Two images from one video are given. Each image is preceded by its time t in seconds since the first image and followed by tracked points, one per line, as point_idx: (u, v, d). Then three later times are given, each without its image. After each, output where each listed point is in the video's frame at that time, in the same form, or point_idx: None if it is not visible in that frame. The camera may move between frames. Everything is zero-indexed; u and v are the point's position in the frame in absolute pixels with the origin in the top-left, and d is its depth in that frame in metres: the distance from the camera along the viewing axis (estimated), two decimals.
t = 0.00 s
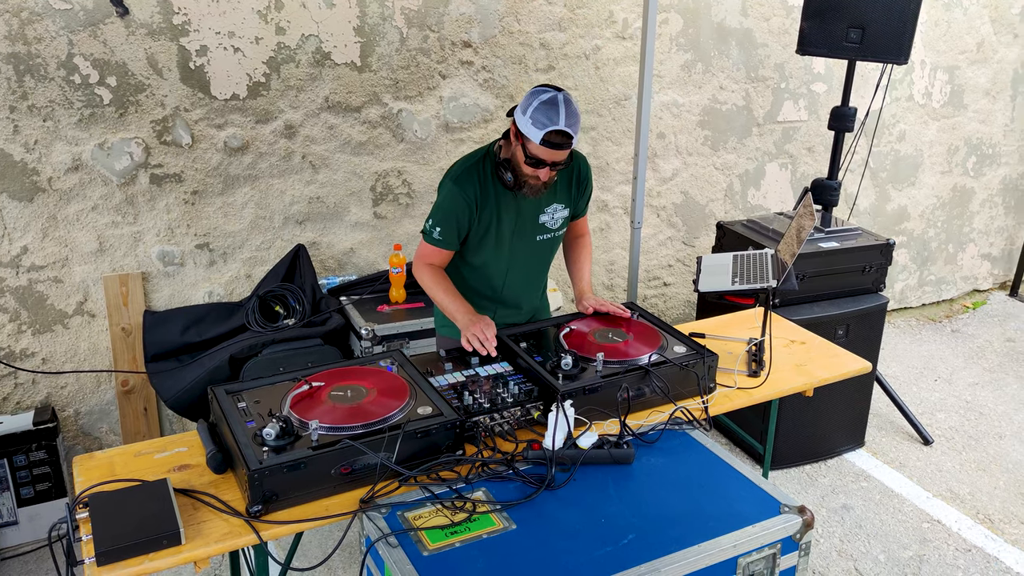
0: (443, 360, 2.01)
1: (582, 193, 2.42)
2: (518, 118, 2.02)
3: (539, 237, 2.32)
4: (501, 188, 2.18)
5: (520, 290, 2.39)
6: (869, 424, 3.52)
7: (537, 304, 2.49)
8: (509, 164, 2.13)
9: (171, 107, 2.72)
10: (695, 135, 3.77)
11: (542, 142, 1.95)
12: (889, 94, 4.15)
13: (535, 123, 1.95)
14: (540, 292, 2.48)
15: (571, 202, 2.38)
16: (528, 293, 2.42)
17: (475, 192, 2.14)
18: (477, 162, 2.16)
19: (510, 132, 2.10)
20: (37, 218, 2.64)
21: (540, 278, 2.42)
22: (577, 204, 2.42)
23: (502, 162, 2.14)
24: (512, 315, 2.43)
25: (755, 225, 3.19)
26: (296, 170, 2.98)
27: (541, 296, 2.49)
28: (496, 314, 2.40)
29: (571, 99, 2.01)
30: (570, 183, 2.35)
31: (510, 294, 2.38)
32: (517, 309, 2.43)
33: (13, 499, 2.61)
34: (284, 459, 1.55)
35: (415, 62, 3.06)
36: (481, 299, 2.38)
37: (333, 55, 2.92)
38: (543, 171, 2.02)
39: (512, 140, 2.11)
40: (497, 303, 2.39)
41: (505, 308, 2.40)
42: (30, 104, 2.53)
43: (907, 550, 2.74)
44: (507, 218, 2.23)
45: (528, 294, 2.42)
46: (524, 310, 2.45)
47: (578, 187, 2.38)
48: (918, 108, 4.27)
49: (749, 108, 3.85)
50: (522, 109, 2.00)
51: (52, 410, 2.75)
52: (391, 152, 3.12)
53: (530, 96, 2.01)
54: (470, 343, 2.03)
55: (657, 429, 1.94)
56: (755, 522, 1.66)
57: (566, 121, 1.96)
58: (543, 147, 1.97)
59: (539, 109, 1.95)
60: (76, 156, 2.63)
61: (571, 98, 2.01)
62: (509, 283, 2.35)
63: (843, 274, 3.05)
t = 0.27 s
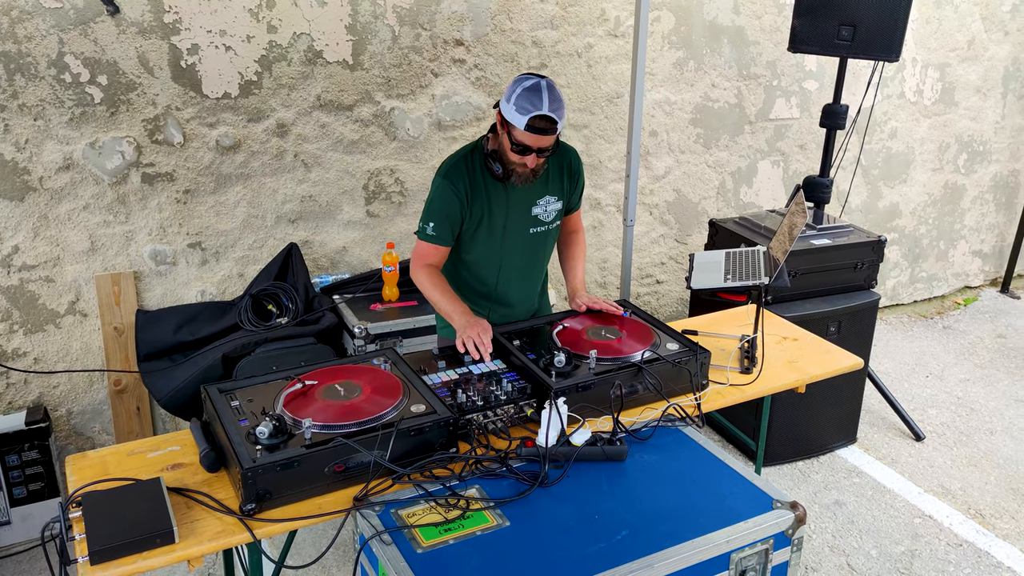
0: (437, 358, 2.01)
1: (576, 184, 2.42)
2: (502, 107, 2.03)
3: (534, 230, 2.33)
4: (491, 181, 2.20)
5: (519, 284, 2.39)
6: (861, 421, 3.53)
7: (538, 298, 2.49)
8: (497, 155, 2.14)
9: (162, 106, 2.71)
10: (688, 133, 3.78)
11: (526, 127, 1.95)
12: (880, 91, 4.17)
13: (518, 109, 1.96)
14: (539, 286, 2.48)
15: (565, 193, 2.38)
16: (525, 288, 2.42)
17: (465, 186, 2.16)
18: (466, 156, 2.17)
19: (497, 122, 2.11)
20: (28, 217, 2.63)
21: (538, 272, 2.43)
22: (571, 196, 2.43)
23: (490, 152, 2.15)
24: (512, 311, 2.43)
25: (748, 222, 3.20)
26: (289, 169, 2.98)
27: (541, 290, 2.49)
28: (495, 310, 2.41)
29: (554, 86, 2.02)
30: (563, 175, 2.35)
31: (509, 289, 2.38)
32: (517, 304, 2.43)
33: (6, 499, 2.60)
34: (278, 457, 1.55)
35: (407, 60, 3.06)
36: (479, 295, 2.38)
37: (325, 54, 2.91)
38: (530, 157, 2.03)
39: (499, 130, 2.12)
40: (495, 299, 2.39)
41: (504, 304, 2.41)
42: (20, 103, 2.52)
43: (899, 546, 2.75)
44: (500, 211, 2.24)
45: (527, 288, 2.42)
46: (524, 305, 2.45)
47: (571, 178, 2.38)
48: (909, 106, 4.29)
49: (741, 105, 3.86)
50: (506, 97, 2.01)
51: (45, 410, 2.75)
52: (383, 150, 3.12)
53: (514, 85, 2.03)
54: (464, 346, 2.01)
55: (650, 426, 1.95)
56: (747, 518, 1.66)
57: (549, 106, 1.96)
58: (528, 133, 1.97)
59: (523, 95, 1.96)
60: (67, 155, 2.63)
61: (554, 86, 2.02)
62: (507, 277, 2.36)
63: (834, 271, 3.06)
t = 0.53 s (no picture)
0: (428, 355, 2.01)
1: (571, 183, 2.42)
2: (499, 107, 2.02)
3: (527, 228, 2.33)
4: (486, 179, 2.19)
5: (512, 281, 2.40)
6: (853, 416, 3.55)
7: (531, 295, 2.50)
8: (492, 155, 2.13)
9: (152, 102, 2.70)
10: (680, 129, 3.79)
11: (523, 129, 1.95)
12: (872, 88, 4.18)
13: (515, 111, 1.95)
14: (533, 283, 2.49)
15: (560, 191, 2.38)
16: (517, 285, 2.42)
17: (460, 183, 2.15)
18: (461, 153, 2.17)
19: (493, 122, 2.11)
20: (17, 215, 2.62)
21: (532, 269, 2.43)
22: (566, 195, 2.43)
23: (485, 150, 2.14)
24: (505, 307, 2.44)
25: (740, 219, 3.21)
26: (280, 166, 2.97)
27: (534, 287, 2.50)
28: (488, 306, 2.42)
29: (551, 88, 2.02)
30: (558, 173, 2.35)
31: (502, 285, 2.39)
32: (510, 301, 2.44)
33: None
34: (269, 454, 1.55)
35: (398, 57, 3.06)
36: (473, 291, 2.39)
37: (316, 50, 2.90)
38: (525, 159, 2.03)
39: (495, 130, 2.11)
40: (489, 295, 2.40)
41: (497, 300, 2.42)
42: (9, 100, 2.51)
43: (890, 540, 2.76)
44: (494, 208, 2.24)
45: (520, 285, 2.43)
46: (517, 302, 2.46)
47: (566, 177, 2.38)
48: (901, 102, 4.30)
49: (733, 102, 3.87)
50: (503, 98, 2.00)
51: (35, 409, 2.73)
52: (375, 147, 3.12)
53: (511, 85, 2.02)
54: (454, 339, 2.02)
55: (642, 422, 1.95)
56: (739, 513, 1.67)
57: (547, 109, 1.96)
58: (524, 135, 1.97)
59: (520, 96, 1.95)
60: (57, 152, 2.61)
61: (552, 88, 2.01)
62: (500, 274, 2.36)
63: (826, 267, 3.07)
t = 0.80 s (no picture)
0: (420, 353, 2.01)
1: (561, 181, 2.43)
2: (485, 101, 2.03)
3: (516, 226, 2.34)
4: (475, 175, 2.21)
5: (502, 279, 2.40)
6: (844, 413, 3.56)
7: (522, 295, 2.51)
8: (480, 149, 2.15)
9: (143, 100, 2.69)
10: (671, 127, 3.79)
11: (507, 124, 1.95)
12: (863, 85, 4.19)
13: (500, 107, 1.96)
14: (524, 282, 2.49)
15: (549, 190, 2.39)
16: (507, 284, 2.43)
17: (448, 179, 2.17)
18: (450, 150, 2.19)
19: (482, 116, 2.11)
20: (7, 214, 2.61)
21: (522, 267, 2.44)
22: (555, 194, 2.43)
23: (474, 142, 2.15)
24: (497, 306, 2.44)
25: (731, 216, 3.21)
26: (271, 164, 2.96)
27: (523, 287, 2.50)
28: (480, 305, 2.42)
29: (539, 83, 2.01)
30: (547, 171, 2.36)
31: (493, 284, 2.39)
32: (502, 299, 2.44)
33: None
34: (260, 453, 1.55)
35: (390, 55, 3.05)
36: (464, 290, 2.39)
37: (307, 48, 2.90)
38: (510, 155, 2.04)
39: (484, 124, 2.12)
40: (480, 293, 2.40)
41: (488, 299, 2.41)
42: None
43: (880, 536, 2.78)
44: (484, 204, 2.25)
45: (511, 283, 2.43)
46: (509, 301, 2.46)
47: (556, 175, 2.39)
48: (892, 99, 4.31)
49: (724, 99, 3.87)
50: (491, 91, 2.00)
51: (25, 408, 2.73)
52: (367, 145, 3.11)
53: (498, 79, 2.02)
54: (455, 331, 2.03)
55: (633, 420, 1.95)
56: (729, 510, 1.68)
57: (532, 106, 1.96)
58: (509, 130, 1.97)
59: (506, 91, 1.96)
60: (46, 151, 2.60)
61: (539, 85, 2.01)
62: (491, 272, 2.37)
63: (817, 264, 3.08)
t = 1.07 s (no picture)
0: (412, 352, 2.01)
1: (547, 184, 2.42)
2: (472, 103, 2.03)
3: (499, 226, 2.33)
4: (460, 173, 2.20)
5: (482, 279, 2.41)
6: (837, 410, 3.57)
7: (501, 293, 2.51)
8: (468, 150, 2.14)
9: (134, 98, 2.68)
10: (664, 124, 3.79)
11: (496, 123, 1.96)
12: (855, 83, 4.20)
13: (488, 105, 1.96)
14: (503, 281, 2.50)
15: (534, 191, 2.38)
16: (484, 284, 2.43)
17: (433, 176, 2.16)
18: (437, 146, 2.18)
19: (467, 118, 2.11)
20: None
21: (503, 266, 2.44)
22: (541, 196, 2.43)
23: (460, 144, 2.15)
24: (474, 304, 2.45)
25: (724, 213, 3.21)
26: (263, 162, 2.95)
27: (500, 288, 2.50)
28: (456, 302, 2.43)
29: (522, 80, 2.03)
30: (533, 172, 2.35)
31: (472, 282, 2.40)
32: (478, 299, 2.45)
33: None
34: (251, 451, 1.54)
35: (382, 52, 3.05)
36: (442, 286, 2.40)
37: (299, 45, 2.89)
38: (501, 153, 2.04)
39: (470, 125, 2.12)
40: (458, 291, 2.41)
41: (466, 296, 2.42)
42: None
43: (873, 533, 2.78)
44: (467, 203, 2.25)
45: (490, 282, 2.44)
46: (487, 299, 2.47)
47: (542, 176, 2.38)
48: (884, 97, 4.32)
49: (717, 97, 3.88)
50: (476, 93, 2.01)
51: (16, 407, 2.71)
52: (359, 143, 3.11)
53: (481, 80, 2.02)
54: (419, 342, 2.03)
55: (626, 417, 1.95)
56: (722, 507, 1.68)
57: (519, 100, 1.97)
58: (498, 128, 1.98)
59: (492, 90, 1.96)
60: (37, 148, 2.59)
61: (523, 81, 2.02)
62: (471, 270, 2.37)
63: (810, 261, 3.08)
